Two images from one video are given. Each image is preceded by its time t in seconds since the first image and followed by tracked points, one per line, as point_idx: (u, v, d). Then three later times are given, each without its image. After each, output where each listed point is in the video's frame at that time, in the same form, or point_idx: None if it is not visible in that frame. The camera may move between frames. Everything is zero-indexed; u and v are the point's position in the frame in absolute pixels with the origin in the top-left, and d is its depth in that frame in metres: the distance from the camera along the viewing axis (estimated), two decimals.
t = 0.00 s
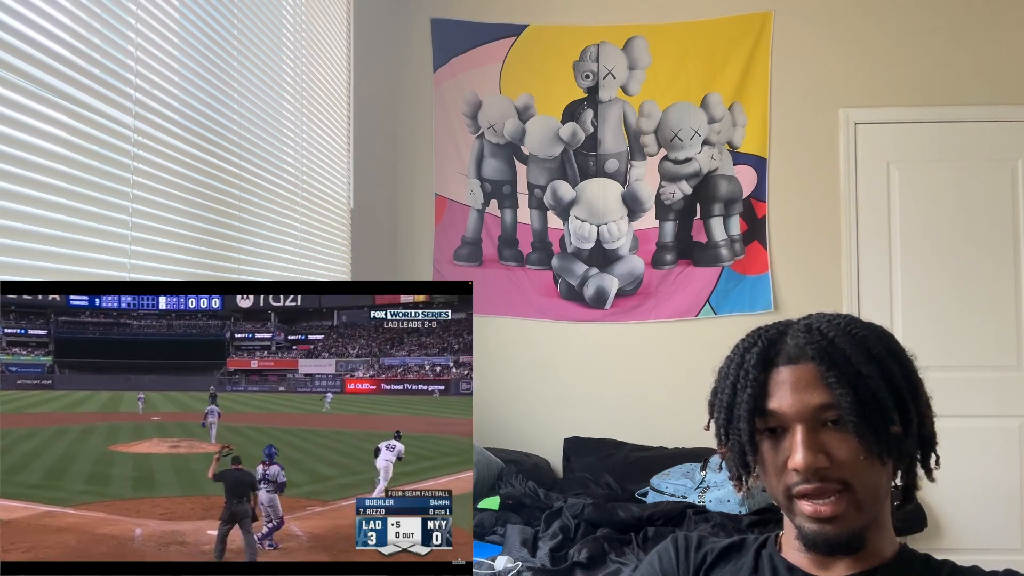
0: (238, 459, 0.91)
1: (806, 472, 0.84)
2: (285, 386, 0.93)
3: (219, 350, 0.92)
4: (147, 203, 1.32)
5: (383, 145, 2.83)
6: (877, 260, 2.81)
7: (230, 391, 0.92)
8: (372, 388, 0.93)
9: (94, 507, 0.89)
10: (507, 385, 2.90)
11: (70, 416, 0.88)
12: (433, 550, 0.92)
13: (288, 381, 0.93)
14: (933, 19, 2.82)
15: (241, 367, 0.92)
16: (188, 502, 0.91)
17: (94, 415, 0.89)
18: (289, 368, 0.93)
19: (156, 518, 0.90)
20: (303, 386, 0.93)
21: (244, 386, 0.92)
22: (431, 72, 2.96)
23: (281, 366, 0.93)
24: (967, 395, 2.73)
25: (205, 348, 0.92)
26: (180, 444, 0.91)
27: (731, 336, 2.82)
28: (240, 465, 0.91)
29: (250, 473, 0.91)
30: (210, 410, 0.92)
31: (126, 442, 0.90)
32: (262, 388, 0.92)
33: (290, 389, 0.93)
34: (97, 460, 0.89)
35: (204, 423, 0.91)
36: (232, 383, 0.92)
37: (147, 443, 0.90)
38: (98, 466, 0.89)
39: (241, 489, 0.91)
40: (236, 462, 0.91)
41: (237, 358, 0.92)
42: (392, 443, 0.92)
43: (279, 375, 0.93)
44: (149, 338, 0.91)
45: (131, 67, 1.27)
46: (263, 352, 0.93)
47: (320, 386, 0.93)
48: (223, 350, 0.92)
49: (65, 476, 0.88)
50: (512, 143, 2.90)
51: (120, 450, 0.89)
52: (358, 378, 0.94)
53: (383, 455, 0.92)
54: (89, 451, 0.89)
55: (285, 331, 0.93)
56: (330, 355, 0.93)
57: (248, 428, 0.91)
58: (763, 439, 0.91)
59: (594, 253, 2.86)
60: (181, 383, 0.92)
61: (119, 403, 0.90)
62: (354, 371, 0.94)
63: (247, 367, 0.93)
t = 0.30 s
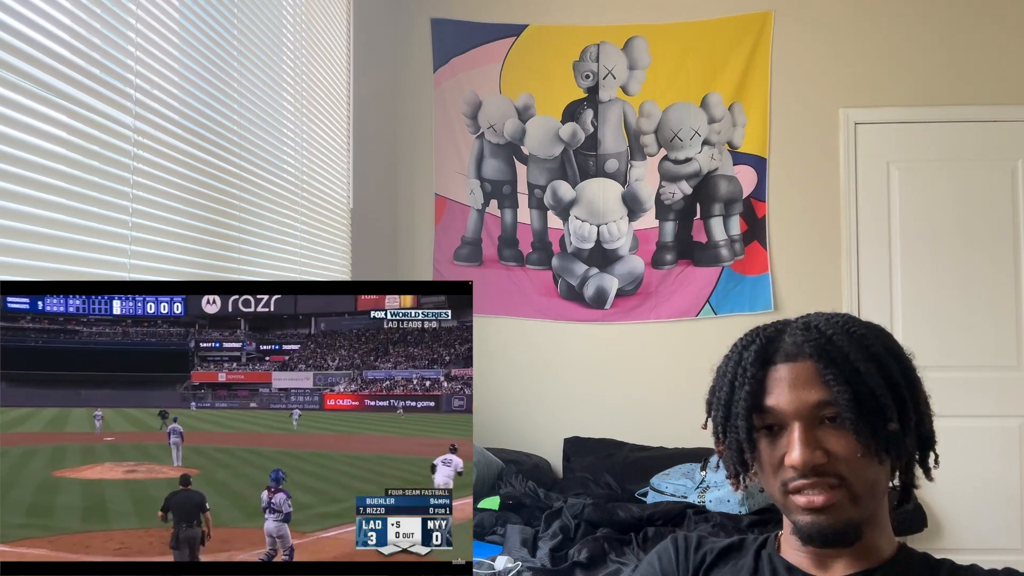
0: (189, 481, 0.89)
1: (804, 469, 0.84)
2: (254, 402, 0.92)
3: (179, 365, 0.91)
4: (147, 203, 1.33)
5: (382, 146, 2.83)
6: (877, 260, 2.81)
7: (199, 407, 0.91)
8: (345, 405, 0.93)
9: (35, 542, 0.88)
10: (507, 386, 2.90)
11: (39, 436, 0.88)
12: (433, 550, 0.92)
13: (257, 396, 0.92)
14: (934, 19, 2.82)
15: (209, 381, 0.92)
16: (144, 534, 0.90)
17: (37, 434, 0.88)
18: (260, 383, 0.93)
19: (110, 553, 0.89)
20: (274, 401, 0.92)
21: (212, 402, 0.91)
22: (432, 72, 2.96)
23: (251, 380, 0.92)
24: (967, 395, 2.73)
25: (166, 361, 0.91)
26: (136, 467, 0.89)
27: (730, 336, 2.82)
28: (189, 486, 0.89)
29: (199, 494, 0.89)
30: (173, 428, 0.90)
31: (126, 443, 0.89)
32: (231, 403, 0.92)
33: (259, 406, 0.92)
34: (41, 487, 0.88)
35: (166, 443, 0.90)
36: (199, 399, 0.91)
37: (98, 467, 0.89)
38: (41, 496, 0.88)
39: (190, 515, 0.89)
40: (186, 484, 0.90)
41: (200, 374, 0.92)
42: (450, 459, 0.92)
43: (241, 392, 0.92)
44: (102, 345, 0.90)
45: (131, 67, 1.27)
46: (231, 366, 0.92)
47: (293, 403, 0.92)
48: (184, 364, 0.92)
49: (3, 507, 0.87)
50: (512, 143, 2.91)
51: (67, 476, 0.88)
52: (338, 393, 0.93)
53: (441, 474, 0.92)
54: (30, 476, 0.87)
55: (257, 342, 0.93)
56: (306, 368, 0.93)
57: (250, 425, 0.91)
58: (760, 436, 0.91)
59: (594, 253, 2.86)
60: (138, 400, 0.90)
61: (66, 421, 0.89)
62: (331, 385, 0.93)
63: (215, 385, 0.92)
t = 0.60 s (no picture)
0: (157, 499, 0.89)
1: (807, 470, 0.84)
2: (234, 408, 0.92)
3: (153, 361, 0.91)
4: (147, 203, 1.33)
5: (382, 146, 2.83)
6: (877, 260, 2.81)
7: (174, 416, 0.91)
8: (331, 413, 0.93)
9: None
10: (507, 386, 2.90)
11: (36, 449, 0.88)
12: (433, 550, 0.92)
13: (238, 402, 0.92)
14: (934, 18, 2.82)
15: (185, 388, 0.92)
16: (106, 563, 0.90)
17: None
18: (241, 387, 0.92)
19: None
20: (257, 406, 0.92)
21: (189, 410, 0.91)
22: (432, 72, 2.95)
23: (230, 385, 0.92)
24: (967, 395, 2.73)
25: (138, 362, 0.91)
26: (95, 488, 0.89)
27: (731, 336, 2.82)
28: (158, 503, 0.89)
29: (168, 514, 0.90)
30: (143, 441, 0.90)
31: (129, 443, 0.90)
32: (210, 409, 0.91)
33: (240, 412, 0.92)
34: None
35: (132, 458, 0.90)
36: (173, 407, 0.91)
37: (53, 487, 0.89)
38: None
39: (155, 537, 0.89)
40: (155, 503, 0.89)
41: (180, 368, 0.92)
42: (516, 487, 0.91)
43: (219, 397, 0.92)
44: (57, 342, 0.89)
45: (131, 67, 1.27)
46: (208, 370, 0.92)
47: (282, 409, 0.92)
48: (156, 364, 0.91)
49: None
50: (512, 143, 2.91)
51: (15, 498, 0.89)
52: (336, 400, 0.93)
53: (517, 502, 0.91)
54: None
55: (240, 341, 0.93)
56: (297, 369, 0.93)
57: (253, 425, 0.91)
58: (763, 437, 0.91)
59: (594, 253, 2.86)
60: (106, 406, 0.90)
61: (10, 432, 0.88)
62: (329, 392, 0.93)
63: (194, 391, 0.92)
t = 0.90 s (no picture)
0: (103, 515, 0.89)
1: (805, 471, 0.84)
2: (217, 404, 0.92)
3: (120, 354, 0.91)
4: (147, 203, 1.33)
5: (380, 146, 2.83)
6: (877, 260, 2.81)
7: (139, 414, 0.91)
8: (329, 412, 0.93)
9: None
10: (506, 387, 2.90)
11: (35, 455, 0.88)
12: (433, 550, 0.92)
13: (221, 397, 0.93)
14: (934, 18, 2.82)
15: (159, 382, 0.92)
16: None
17: None
18: (227, 380, 0.93)
19: None
20: (249, 401, 0.93)
21: (164, 406, 0.91)
22: (432, 72, 2.95)
23: (212, 377, 0.92)
24: (967, 395, 2.73)
25: (99, 353, 0.90)
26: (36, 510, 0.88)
27: (731, 336, 2.82)
28: (105, 521, 0.89)
29: (114, 532, 0.89)
30: (101, 446, 0.89)
31: (132, 444, 0.90)
32: (193, 407, 0.92)
33: (227, 410, 0.92)
34: None
35: (84, 471, 0.88)
36: (146, 404, 0.91)
37: None
38: None
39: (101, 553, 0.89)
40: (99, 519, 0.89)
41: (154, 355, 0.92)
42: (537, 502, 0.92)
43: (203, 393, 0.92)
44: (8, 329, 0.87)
45: (131, 67, 1.27)
46: (187, 360, 0.92)
47: (281, 401, 0.93)
48: (122, 355, 0.91)
49: None
50: (512, 143, 2.91)
51: None
52: (351, 397, 0.93)
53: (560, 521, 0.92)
54: None
55: (227, 319, 0.93)
56: (301, 357, 0.93)
57: (254, 425, 0.92)
58: (760, 437, 0.91)
59: (594, 253, 2.86)
60: (62, 402, 0.89)
61: None
62: (341, 386, 0.93)
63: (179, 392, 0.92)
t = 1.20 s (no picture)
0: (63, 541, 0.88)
1: (806, 474, 0.84)
2: (202, 395, 0.92)
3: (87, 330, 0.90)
4: (147, 203, 1.33)
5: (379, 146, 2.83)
6: (877, 260, 2.81)
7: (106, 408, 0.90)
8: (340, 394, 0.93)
9: None
10: (506, 387, 2.90)
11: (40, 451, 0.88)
12: (433, 550, 0.91)
13: (209, 389, 0.92)
14: (934, 18, 2.82)
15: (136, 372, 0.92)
16: None
17: None
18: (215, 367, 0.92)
19: None
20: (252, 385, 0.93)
21: (140, 398, 0.91)
22: (432, 72, 2.95)
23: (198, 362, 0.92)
24: (967, 395, 2.73)
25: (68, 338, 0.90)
26: None
27: (731, 336, 2.82)
28: (67, 546, 0.88)
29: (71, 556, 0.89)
30: (50, 452, 0.88)
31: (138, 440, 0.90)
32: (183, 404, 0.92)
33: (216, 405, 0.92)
34: None
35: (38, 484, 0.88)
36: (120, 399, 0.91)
37: None
38: None
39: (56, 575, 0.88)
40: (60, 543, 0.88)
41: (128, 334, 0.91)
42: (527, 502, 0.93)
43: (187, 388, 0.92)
44: None
45: (131, 67, 1.27)
46: (169, 340, 0.92)
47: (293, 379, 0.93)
48: (92, 334, 0.90)
49: None
50: (512, 143, 2.90)
51: None
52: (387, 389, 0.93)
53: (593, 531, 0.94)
54: None
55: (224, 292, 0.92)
56: (325, 336, 0.93)
57: (255, 422, 0.92)
58: (760, 440, 0.91)
59: (594, 253, 2.86)
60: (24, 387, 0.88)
61: None
62: (372, 372, 0.93)
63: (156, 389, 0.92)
